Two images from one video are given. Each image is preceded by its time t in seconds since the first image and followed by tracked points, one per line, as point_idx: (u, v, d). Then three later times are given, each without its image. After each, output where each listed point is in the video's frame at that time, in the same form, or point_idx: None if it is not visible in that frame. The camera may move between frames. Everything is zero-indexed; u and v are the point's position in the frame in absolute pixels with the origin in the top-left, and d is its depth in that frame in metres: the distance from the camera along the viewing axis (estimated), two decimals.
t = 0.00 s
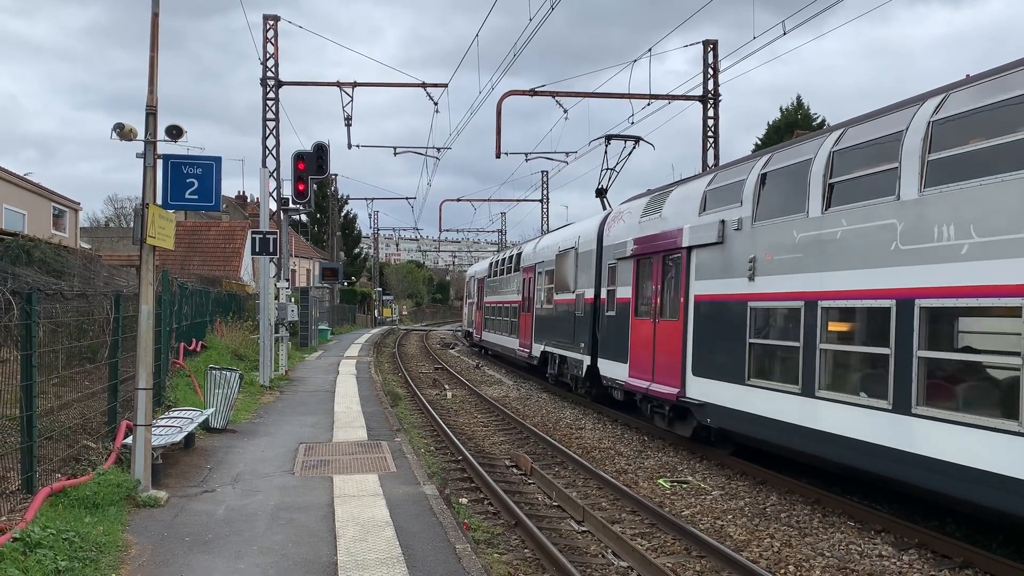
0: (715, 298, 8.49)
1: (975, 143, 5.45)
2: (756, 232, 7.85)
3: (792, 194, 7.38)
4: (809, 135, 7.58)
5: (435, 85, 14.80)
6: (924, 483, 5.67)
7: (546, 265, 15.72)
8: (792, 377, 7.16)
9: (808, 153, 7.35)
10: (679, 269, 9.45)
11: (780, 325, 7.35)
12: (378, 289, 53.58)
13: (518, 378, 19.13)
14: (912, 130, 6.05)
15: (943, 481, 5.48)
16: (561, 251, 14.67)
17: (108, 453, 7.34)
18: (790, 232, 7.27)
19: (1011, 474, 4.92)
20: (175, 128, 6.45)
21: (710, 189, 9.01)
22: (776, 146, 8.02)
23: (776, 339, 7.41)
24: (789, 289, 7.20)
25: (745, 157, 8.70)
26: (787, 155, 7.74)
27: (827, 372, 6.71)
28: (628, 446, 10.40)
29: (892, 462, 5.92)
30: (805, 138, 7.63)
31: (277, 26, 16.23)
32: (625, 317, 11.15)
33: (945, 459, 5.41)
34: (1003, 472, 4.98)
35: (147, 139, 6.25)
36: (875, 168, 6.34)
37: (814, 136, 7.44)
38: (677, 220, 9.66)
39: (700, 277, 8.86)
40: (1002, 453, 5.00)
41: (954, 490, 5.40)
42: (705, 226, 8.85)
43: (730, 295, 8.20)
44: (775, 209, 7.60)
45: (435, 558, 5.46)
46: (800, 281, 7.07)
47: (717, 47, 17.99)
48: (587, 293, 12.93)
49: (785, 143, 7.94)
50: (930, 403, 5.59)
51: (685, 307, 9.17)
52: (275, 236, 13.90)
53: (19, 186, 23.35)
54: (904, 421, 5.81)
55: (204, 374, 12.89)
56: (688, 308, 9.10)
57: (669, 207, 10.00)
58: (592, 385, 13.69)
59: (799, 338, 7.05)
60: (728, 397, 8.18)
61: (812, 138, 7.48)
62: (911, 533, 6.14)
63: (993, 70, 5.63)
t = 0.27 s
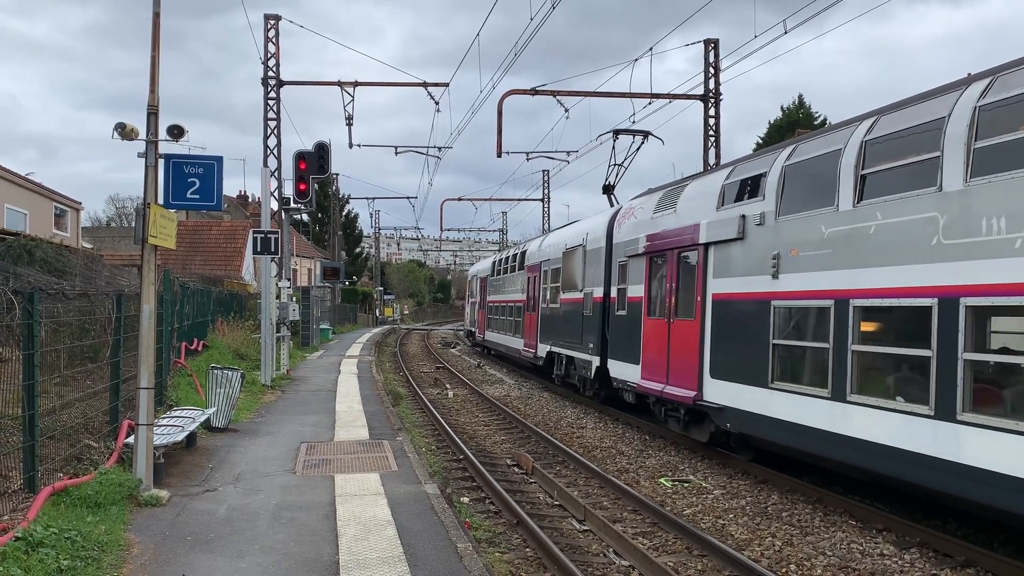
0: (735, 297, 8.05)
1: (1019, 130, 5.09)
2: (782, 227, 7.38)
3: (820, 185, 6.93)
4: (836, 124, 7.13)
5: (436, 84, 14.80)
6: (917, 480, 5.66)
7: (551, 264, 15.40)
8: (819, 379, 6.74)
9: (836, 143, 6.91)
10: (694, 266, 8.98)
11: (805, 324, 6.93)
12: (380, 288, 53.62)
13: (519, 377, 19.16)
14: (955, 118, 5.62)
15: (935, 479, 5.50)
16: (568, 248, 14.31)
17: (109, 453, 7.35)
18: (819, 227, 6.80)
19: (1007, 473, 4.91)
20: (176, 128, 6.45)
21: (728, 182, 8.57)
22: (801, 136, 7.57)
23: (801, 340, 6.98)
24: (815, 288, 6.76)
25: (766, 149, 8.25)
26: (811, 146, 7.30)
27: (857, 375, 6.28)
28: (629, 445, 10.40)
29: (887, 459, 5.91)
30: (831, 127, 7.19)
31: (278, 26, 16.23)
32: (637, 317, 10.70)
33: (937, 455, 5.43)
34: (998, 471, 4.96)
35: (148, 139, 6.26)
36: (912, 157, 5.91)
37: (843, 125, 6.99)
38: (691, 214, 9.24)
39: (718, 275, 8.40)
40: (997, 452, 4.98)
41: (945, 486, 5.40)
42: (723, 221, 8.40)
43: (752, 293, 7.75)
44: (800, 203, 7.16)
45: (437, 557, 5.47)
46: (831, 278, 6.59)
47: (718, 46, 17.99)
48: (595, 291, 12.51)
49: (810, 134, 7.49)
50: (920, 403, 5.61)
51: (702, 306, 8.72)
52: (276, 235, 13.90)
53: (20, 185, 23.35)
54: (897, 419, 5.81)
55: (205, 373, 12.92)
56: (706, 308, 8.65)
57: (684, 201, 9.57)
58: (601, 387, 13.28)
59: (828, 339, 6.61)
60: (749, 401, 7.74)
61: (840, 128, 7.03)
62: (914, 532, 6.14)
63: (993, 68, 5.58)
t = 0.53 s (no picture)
0: (755, 295, 7.69)
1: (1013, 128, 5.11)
2: (808, 221, 6.99)
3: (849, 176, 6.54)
4: (864, 113, 6.79)
5: (437, 83, 14.80)
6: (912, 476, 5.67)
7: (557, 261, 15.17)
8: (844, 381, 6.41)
9: (864, 132, 6.57)
10: (710, 263, 8.61)
11: (830, 321, 6.58)
12: (381, 286, 53.65)
13: (521, 376, 19.15)
14: (998, 103, 5.27)
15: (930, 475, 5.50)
16: (574, 245, 14.00)
17: (111, 452, 7.35)
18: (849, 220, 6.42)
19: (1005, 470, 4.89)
20: (178, 127, 6.46)
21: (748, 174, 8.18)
22: (825, 126, 7.23)
23: (827, 339, 6.62)
24: (843, 285, 6.41)
25: (787, 140, 7.90)
26: (836, 136, 6.96)
27: (888, 375, 5.91)
28: (630, 443, 10.39)
29: (881, 455, 5.93)
30: (858, 116, 6.85)
31: (279, 24, 16.22)
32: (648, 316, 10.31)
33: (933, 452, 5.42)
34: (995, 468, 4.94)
35: (149, 138, 6.26)
36: (950, 146, 5.56)
37: (871, 114, 6.65)
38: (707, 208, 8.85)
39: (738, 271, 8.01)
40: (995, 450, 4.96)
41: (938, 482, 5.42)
42: (743, 216, 8.05)
43: (774, 291, 7.39)
44: (826, 195, 6.82)
45: (438, 555, 5.47)
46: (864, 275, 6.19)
47: (719, 44, 17.97)
48: (604, 290, 12.16)
49: (835, 124, 7.15)
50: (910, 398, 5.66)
51: (719, 304, 8.34)
52: (278, 234, 13.89)
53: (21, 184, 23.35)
54: (893, 416, 5.83)
55: (207, 372, 12.94)
56: (723, 306, 8.28)
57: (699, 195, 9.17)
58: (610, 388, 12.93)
59: (857, 339, 6.25)
60: (770, 404, 7.39)
61: (868, 116, 6.69)
62: (915, 530, 6.13)
63: (995, 65, 5.56)
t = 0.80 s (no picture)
0: (774, 291, 7.31)
1: None
2: (832, 214, 6.60)
3: (877, 167, 6.18)
4: (892, 100, 6.41)
5: (439, 80, 14.79)
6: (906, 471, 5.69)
7: (564, 258, 14.99)
8: (868, 381, 6.07)
9: (895, 120, 6.19)
10: (726, 257, 8.22)
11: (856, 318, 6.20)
12: (382, 284, 53.68)
13: (522, 373, 19.14)
14: None
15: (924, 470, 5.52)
16: (582, 240, 13.68)
17: (113, 449, 7.36)
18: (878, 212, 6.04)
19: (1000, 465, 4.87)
20: (179, 124, 6.45)
21: (766, 166, 7.81)
22: (850, 115, 6.86)
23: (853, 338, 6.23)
24: (870, 280, 6.03)
25: (808, 130, 7.52)
26: (862, 125, 6.58)
27: (921, 375, 5.54)
28: (632, 440, 10.39)
29: (876, 450, 5.94)
30: (885, 104, 6.48)
31: (280, 22, 16.21)
32: (659, 313, 9.90)
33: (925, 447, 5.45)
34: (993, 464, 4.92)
35: (151, 136, 6.26)
36: (986, 135, 5.25)
37: (901, 100, 6.27)
38: (722, 202, 8.48)
39: (757, 266, 7.61)
40: (992, 446, 4.93)
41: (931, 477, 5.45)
42: (761, 209, 7.66)
43: (794, 286, 6.99)
44: (851, 186, 6.44)
45: (440, 553, 5.47)
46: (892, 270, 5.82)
47: (721, 40, 17.93)
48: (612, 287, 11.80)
49: (860, 112, 6.77)
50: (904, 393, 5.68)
51: (735, 301, 7.95)
52: (279, 231, 13.89)
53: (22, 182, 23.34)
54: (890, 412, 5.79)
55: (208, 369, 12.96)
56: (740, 303, 7.89)
57: (712, 188, 8.79)
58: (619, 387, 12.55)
59: (886, 336, 5.87)
60: (791, 406, 7.00)
61: (898, 103, 6.31)
62: (916, 527, 6.13)
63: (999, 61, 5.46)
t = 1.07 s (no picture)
0: (793, 287, 6.93)
1: None
2: (857, 206, 6.21)
3: (905, 157, 5.79)
4: (920, 87, 6.01)
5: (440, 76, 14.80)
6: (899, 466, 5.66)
7: (570, 254, 14.92)
8: (892, 382, 5.75)
9: (924, 108, 5.78)
10: (742, 252, 7.83)
11: (883, 314, 5.83)
12: (385, 281, 53.75)
13: (524, 369, 19.16)
14: None
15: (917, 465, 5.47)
16: (589, 235, 13.43)
17: (116, 445, 7.38)
18: (906, 204, 5.64)
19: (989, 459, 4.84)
20: (181, 121, 6.45)
21: (785, 157, 7.41)
22: (874, 103, 6.46)
23: (878, 336, 5.86)
24: (897, 276, 5.65)
25: (828, 120, 7.13)
26: (887, 114, 6.19)
27: (952, 376, 5.17)
28: (634, 437, 10.39)
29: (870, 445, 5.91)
30: (912, 91, 6.08)
31: (281, 18, 16.19)
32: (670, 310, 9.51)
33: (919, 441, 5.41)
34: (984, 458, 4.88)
35: (153, 132, 6.26)
36: (1019, 124, 4.89)
37: (930, 87, 5.86)
38: (736, 195, 8.10)
39: (777, 260, 7.21)
40: (983, 439, 4.90)
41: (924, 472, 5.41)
42: (779, 202, 7.28)
43: (815, 281, 6.61)
44: (876, 177, 6.05)
45: (442, 549, 5.47)
46: (919, 266, 5.45)
47: (723, 36, 17.89)
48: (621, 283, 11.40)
49: (885, 100, 6.37)
50: (899, 388, 5.67)
51: (752, 298, 7.57)
52: (281, 228, 13.89)
53: (25, 179, 23.37)
54: (884, 406, 5.77)
55: (211, 366, 12.99)
56: (757, 299, 7.51)
57: (726, 181, 8.40)
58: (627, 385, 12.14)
59: (915, 335, 5.50)
60: (811, 407, 6.63)
61: (926, 90, 5.90)
62: (918, 523, 6.13)
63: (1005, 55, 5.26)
